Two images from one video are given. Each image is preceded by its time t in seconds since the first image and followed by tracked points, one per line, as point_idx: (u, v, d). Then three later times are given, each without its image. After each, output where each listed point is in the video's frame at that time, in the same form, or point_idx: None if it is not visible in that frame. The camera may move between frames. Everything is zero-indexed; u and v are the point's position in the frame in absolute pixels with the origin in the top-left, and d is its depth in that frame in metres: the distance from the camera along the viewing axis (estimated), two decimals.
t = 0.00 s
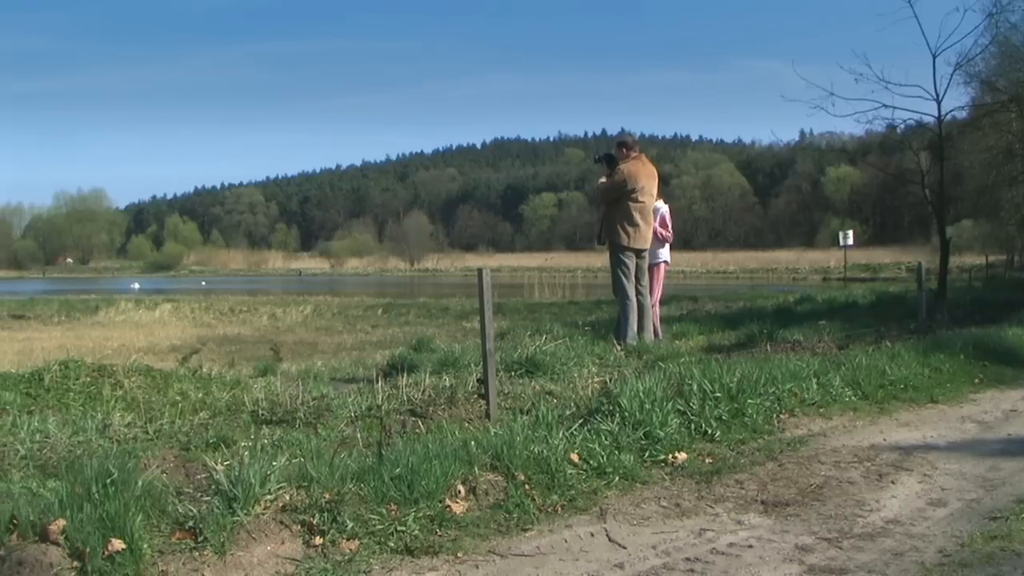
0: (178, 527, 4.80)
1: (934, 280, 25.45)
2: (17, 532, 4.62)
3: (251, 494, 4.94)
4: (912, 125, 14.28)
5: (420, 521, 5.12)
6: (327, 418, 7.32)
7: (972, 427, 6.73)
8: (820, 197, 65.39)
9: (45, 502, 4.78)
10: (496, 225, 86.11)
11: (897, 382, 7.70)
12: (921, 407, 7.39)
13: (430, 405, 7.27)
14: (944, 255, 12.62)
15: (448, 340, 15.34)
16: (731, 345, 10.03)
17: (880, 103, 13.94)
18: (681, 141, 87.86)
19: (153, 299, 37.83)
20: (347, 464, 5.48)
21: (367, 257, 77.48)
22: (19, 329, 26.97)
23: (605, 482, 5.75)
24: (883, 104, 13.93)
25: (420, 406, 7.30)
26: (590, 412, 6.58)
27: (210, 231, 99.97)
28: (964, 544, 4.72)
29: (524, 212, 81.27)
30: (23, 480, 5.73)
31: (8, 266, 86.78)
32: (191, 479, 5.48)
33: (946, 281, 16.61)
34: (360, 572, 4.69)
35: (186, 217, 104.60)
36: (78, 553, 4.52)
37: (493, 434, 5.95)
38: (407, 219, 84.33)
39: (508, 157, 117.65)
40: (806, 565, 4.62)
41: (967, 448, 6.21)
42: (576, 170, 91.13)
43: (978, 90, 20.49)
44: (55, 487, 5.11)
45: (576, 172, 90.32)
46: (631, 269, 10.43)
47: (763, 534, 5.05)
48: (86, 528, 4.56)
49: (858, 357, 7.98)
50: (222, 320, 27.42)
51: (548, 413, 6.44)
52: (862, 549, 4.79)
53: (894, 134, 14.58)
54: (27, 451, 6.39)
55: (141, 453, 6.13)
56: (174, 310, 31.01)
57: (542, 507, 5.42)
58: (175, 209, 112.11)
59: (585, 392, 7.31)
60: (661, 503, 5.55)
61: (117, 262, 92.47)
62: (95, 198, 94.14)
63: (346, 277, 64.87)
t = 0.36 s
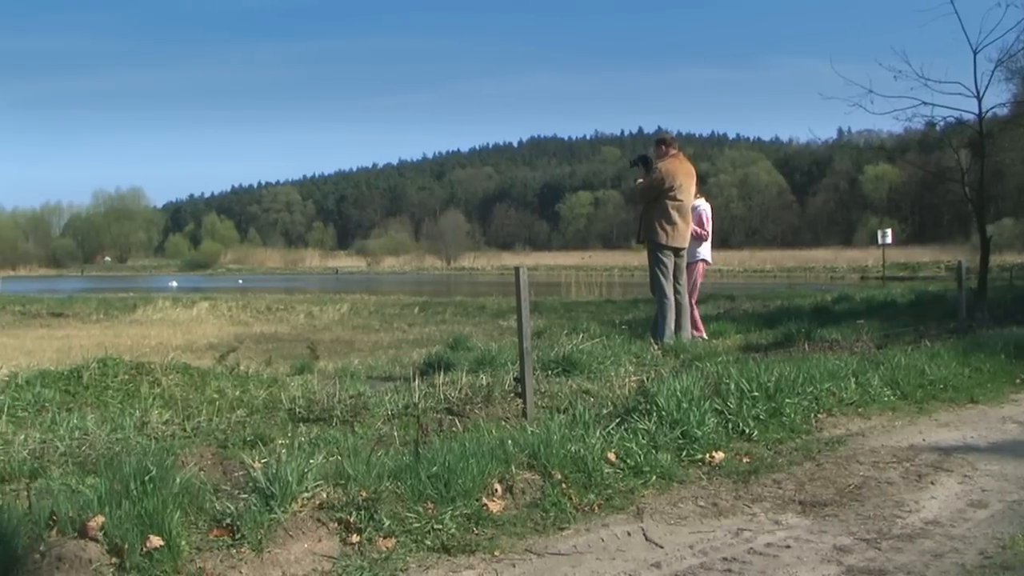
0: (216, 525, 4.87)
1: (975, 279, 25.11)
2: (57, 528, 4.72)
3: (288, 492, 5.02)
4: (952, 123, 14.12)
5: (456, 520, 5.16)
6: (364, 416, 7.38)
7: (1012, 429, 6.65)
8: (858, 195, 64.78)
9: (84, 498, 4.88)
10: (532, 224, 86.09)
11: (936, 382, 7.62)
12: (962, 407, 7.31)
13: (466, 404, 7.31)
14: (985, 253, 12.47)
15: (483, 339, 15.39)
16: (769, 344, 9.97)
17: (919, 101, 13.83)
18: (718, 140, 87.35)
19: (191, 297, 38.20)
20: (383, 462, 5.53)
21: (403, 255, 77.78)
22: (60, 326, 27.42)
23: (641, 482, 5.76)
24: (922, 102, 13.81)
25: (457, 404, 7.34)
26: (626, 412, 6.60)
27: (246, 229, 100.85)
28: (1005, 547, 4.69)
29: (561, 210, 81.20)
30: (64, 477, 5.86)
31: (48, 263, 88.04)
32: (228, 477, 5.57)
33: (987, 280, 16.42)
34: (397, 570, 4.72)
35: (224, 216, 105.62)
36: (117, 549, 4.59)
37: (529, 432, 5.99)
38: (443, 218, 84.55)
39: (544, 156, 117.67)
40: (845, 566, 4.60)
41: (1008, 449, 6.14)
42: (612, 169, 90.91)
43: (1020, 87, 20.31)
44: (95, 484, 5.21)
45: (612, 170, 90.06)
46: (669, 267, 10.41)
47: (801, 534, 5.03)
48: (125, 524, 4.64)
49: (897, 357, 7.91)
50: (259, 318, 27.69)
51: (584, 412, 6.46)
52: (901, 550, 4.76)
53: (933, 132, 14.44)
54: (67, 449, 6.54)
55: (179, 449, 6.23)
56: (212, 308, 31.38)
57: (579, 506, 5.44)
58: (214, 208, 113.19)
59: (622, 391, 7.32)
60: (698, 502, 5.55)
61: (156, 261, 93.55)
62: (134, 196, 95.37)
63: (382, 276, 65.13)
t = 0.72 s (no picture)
0: (256, 521, 4.94)
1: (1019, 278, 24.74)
2: (97, 523, 4.83)
3: (327, 488, 5.09)
4: (994, 119, 13.95)
5: (495, 517, 5.20)
6: (403, 413, 7.44)
7: None
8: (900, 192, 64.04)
9: (124, 494, 4.99)
10: (570, 221, 85.97)
11: (979, 381, 7.54)
12: (1005, 406, 7.23)
13: (505, 401, 7.34)
14: None
15: (521, 336, 15.43)
16: (809, 342, 9.90)
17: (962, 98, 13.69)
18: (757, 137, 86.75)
19: (230, 295, 38.58)
20: (422, 460, 5.59)
21: (441, 253, 78.01)
22: (102, 323, 27.83)
23: (680, 480, 5.77)
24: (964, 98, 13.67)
25: (496, 402, 7.38)
26: (666, 410, 6.61)
27: (285, 227, 101.65)
28: None
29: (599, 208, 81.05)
30: (105, 473, 6.00)
31: (89, 261, 89.26)
32: (267, 473, 5.65)
33: None
34: (435, 567, 4.76)
35: (263, 214, 106.61)
36: (156, 545, 4.68)
37: (568, 430, 6.02)
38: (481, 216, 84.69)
39: (582, 153, 117.54)
40: (885, 566, 4.58)
41: None
42: (650, 166, 90.54)
43: None
44: (135, 479, 5.33)
45: (651, 168, 89.72)
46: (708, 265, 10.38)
47: (841, 534, 5.01)
48: (166, 520, 4.73)
49: (938, 357, 7.84)
50: (298, 315, 27.95)
51: (624, 410, 6.48)
52: (943, 551, 4.73)
53: (976, 128, 14.28)
54: (108, 444, 6.67)
55: (218, 446, 6.33)
56: (250, 305, 31.70)
57: (618, 505, 5.45)
58: (253, 206, 114.29)
59: (660, 389, 7.32)
60: (737, 501, 5.54)
61: (195, 258, 94.64)
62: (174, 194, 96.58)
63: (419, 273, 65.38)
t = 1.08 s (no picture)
0: (294, 519, 5.01)
1: None
2: (137, 519, 4.91)
3: (365, 487, 5.16)
4: None
5: (533, 516, 5.23)
6: (441, 412, 7.50)
7: None
8: (940, 190, 63.29)
9: (163, 491, 5.07)
10: (608, 219, 85.82)
11: (1022, 381, 7.44)
12: None
13: (542, 400, 7.38)
14: None
15: (558, 334, 15.45)
16: (849, 341, 9.83)
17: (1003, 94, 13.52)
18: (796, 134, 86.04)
19: (269, 293, 39.01)
20: (461, 458, 5.64)
21: (478, 251, 78.16)
22: (141, 321, 28.24)
23: (718, 479, 5.77)
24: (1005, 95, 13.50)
25: (533, 400, 7.42)
26: (704, 409, 6.60)
27: (323, 226, 102.38)
28: None
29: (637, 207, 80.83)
30: (144, 470, 6.12)
31: (128, 259, 90.53)
32: (305, 471, 5.73)
33: None
34: (472, 565, 4.80)
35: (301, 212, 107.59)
36: (195, 542, 4.75)
37: (606, 429, 6.04)
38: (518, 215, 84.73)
39: (620, 151, 117.30)
40: (926, 567, 4.56)
41: None
42: (687, 165, 90.09)
43: None
44: (174, 476, 5.41)
45: (689, 166, 89.31)
46: (746, 264, 10.33)
47: (881, 534, 4.99)
48: (205, 517, 4.80)
49: (980, 356, 7.75)
50: (335, 313, 28.20)
51: (662, 409, 6.49)
52: (985, 553, 4.69)
53: (1018, 125, 14.08)
54: (147, 442, 6.79)
55: (257, 443, 6.42)
56: (289, 303, 32.03)
57: (655, 504, 5.46)
58: (292, 205, 115.36)
59: (698, 388, 7.32)
60: (775, 500, 5.53)
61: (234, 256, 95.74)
62: (212, 192, 97.85)
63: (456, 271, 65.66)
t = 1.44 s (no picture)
0: (330, 516, 5.08)
1: None
2: (174, 517, 5.01)
3: (401, 485, 5.21)
4: None
5: (569, 515, 5.26)
6: (477, 410, 7.55)
7: None
8: (978, 188, 62.52)
9: (201, 488, 5.16)
10: (644, 218, 85.52)
11: None
12: None
13: (579, 399, 7.40)
14: None
15: (593, 332, 15.47)
16: (887, 340, 9.75)
17: None
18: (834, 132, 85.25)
19: (305, 292, 39.31)
20: (497, 456, 5.69)
21: (513, 250, 78.26)
22: (178, 319, 28.58)
23: (755, 479, 5.76)
24: None
25: (569, 400, 7.44)
26: (741, 408, 6.60)
27: (359, 225, 102.96)
28: None
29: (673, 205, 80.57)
30: (181, 467, 6.22)
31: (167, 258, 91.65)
32: (342, 469, 5.79)
33: None
34: (508, 564, 4.83)
35: (337, 211, 108.34)
36: (232, 539, 4.83)
37: (642, 428, 6.06)
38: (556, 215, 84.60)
39: (656, 150, 116.91)
40: (965, 569, 4.54)
41: None
42: (723, 163, 89.60)
43: None
44: (211, 473, 5.50)
45: (725, 164, 88.83)
46: (783, 262, 10.28)
47: (919, 535, 4.96)
48: (241, 514, 4.88)
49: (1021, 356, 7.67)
50: (372, 312, 28.38)
51: (698, 408, 6.49)
52: None
53: None
54: (184, 439, 6.89)
55: (294, 441, 6.51)
56: (325, 301, 32.29)
57: (692, 503, 5.47)
58: (329, 203, 116.20)
59: (735, 387, 7.31)
60: (813, 500, 5.51)
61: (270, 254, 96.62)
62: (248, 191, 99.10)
63: (491, 270, 65.77)
